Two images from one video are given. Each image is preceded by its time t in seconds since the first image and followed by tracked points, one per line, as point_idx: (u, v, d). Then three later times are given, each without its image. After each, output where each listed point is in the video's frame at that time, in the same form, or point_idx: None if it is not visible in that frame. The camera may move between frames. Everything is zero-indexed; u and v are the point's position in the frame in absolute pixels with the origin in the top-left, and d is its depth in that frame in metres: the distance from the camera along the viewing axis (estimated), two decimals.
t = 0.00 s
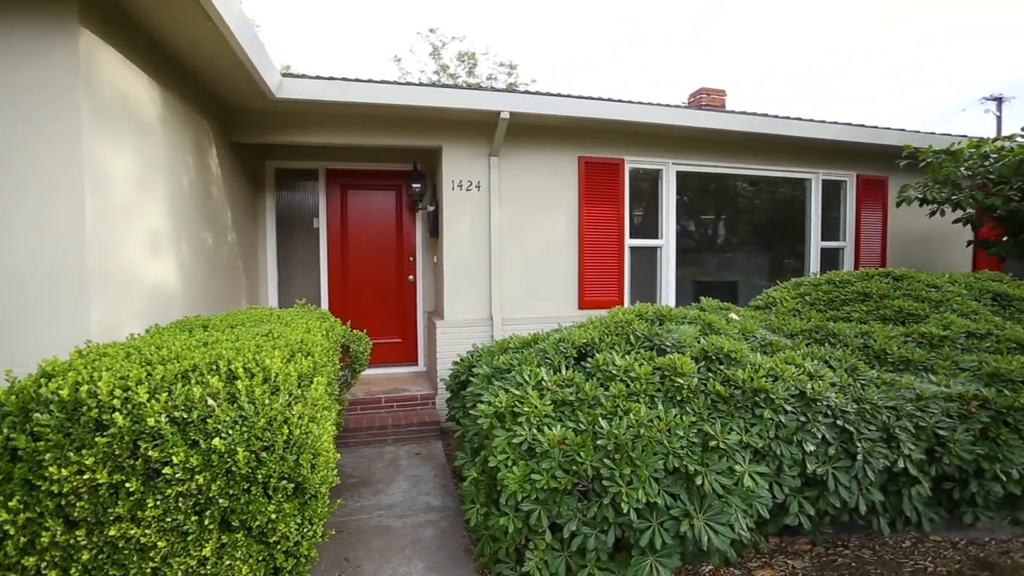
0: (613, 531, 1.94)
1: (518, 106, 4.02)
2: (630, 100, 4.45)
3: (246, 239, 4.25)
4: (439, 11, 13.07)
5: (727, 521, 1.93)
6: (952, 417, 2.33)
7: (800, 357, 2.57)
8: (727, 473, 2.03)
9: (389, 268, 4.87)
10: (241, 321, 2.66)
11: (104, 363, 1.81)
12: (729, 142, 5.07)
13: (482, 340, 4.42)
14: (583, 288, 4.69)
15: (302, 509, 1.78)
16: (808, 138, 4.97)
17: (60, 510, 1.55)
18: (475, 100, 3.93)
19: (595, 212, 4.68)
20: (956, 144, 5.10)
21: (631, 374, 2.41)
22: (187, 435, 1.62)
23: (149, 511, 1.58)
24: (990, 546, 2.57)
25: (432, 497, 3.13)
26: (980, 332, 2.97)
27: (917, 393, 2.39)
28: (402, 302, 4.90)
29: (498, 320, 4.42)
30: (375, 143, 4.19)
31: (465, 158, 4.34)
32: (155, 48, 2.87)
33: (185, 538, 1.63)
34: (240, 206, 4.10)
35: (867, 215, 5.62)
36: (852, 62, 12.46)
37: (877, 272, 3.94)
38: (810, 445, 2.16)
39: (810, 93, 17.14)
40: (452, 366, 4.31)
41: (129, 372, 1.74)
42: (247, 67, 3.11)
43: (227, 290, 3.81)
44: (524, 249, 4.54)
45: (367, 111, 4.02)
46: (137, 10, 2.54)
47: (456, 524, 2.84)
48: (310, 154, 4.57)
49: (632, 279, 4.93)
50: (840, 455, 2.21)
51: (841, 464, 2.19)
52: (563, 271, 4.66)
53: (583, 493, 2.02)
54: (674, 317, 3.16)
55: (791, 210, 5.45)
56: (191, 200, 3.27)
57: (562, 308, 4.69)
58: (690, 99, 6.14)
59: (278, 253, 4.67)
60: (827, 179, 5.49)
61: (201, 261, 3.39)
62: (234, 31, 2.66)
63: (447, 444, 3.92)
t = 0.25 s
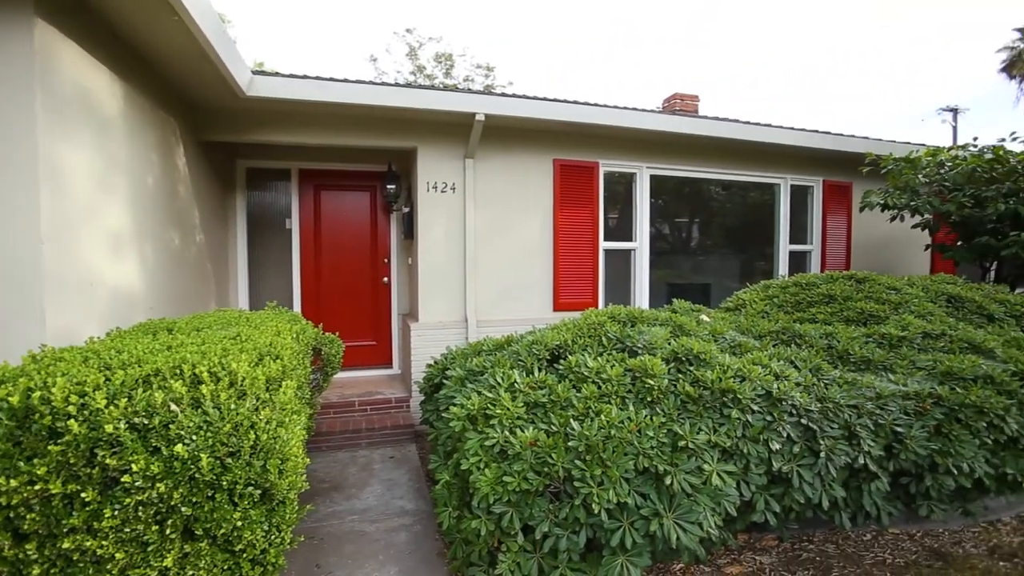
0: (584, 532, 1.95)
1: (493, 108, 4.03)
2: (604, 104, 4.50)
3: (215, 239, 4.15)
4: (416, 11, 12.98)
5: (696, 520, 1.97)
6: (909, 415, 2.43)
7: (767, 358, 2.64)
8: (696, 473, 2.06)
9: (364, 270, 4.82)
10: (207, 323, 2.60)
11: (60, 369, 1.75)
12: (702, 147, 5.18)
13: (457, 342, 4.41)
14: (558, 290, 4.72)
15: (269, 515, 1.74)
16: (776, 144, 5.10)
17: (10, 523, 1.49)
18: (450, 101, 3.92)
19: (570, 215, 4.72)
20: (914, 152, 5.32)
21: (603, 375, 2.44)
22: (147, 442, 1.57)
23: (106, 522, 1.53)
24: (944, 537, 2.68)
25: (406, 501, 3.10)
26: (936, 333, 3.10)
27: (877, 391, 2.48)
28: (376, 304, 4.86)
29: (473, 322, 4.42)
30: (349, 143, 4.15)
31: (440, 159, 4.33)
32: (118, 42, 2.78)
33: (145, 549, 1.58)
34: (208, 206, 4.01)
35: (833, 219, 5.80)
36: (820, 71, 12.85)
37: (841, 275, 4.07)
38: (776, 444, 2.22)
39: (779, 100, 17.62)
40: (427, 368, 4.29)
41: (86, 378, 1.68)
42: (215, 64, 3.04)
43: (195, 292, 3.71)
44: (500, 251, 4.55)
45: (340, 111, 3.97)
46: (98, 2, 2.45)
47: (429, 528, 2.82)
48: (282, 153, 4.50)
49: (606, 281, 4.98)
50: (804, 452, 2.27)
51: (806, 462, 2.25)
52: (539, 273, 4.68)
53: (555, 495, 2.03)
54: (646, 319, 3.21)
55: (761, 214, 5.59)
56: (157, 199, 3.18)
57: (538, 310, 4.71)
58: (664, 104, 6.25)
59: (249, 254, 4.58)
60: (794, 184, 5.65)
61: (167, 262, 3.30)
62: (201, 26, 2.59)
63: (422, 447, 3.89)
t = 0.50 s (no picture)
0: (555, 533, 1.96)
1: (467, 110, 4.03)
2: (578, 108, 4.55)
3: (181, 240, 4.04)
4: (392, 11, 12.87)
5: (665, 518, 1.99)
6: (869, 412, 2.52)
7: (734, 358, 2.71)
8: (665, 472, 2.10)
9: (336, 271, 4.75)
10: (171, 327, 2.52)
11: (10, 375, 1.68)
12: (673, 152, 5.27)
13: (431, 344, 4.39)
14: (533, 292, 4.74)
15: (234, 523, 1.68)
16: (745, 150, 5.24)
17: None
18: (423, 102, 3.91)
19: (544, 217, 4.75)
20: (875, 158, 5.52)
21: (574, 377, 2.46)
22: (103, 450, 1.50)
23: (58, 535, 1.47)
24: (902, 529, 2.79)
25: (378, 506, 3.07)
26: (894, 333, 3.23)
27: (839, 390, 2.56)
28: (349, 306, 4.80)
29: (447, 324, 4.40)
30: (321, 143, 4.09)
31: (414, 161, 4.30)
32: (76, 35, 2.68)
33: (100, 561, 1.51)
34: (174, 206, 3.90)
35: (799, 223, 5.98)
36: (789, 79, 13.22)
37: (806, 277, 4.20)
38: (742, 442, 2.27)
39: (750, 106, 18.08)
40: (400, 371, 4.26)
41: (38, 384, 1.61)
42: (180, 59, 2.96)
43: (159, 295, 3.60)
44: (474, 253, 4.55)
45: (312, 110, 3.91)
46: None
47: (402, 533, 2.80)
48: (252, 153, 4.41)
49: (581, 283, 5.02)
50: (770, 450, 2.33)
51: (771, 459, 2.31)
52: (513, 275, 4.69)
53: (526, 496, 2.04)
54: (617, 321, 3.25)
55: (731, 217, 5.72)
56: (118, 198, 3.08)
57: (513, 312, 4.72)
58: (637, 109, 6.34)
59: (217, 255, 4.47)
60: (763, 189, 5.80)
61: (129, 263, 3.19)
62: (165, 20, 2.51)
63: (395, 450, 3.85)
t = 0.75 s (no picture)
0: (527, 534, 1.96)
1: (440, 111, 4.02)
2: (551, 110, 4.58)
3: (144, 241, 3.91)
4: (366, 10, 12.77)
5: (635, 517, 2.01)
6: (831, 409, 2.60)
7: (703, 358, 2.76)
8: (635, 471, 2.12)
9: (307, 273, 4.68)
10: (131, 330, 2.44)
11: None
12: (646, 155, 5.35)
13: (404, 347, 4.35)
14: (508, 294, 4.74)
15: (196, 532, 1.60)
16: (715, 154, 5.35)
17: None
18: (396, 103, 3.87)
19: (518, 219, 4.76)
20: (839, 164, 5.71)
21: (545, 378, 2.48)
22: (54, 460, 1.44)
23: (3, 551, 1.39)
24: (863, 521, 2.89)
25: (350, 510, 3.02)
26: (855, 332, 3.34)
27: (803, 388, 2.64)
28: (321, 308, 4.72)
29: (421, 326, 4.37)
30: (291, 143, 4.02)
31: (387, 161, 4.26)
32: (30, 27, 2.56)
33: None
34: (136, 206, 3.77)
35: (768, 225, 6.14)
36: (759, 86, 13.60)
37: (773, 278, 4.31)
38: (710, 440, 2.32)
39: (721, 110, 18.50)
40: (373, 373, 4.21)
41: None
42: (142, 53, 2.86)
43: (120, 298, 3.48)
44: (448, 255, 4.53)
45: (281, 108, 3.84)
46: None
47: (374, 537, 2.77)
48: (220, 151, 4.30)
49: (555, 285, 5.05)
50: (737, 448, 2.38)
51: (738, 456, 2.36)
52: (488, 276, 4.70)
53: (498, 498, 2.04)
54: (588, 322, 3.27)
55: (702, 220, 5.83)
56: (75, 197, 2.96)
57: (487, 313, 4.72)
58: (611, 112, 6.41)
59: (183, 257, 4.34)
60: (733, 192, 5.94)
61: (87, 264, 3.08)
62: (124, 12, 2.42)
63: (368, 454, 3.81)
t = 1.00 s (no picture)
0: (500, 534, 1.96)
1: (414, 112, 4.00)
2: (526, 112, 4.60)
3: (105, 242, 3.78)
4: (340, 8, 12.65)
5: (607, 515, 2.03)
6: (797, 406, 2.67)
7: (674, 358, 2.81)
8: (607, 470, 2.15)
9: (278, 274, 4.59)
10: (90, 334, 2.36)
11: None
12: (620, 157, 5.42)
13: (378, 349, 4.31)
14: (484, 294, 4.74)
15: (158, 540, 1.52)
16: (686, 157, 5.45)
17: None
18: (369, 102, 3.84)
19: (493, 220, 4.77)
20: (805, 168, 5.89)
21: (518, 379, 2.49)
22: (2, 470, 1.38)
23: None
24: (828, 514, 2.98)
25: (322, 516, 2.97)
26: (820, 331, 3.44)
27: (770, 385, 2.71)
28: (293, 310, 4.64)
29: (395, 328, 4.33)
30: (261, 142, 3.95)
31: (359, 162, 4.22)
32: None
33: None
34: (97, 206, 3.65)
35: (738, 227, 6.28)
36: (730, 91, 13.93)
37: (743, 279, 4.41)
38: (680, 438, 2.36)
39: (695, 114, 18.86)
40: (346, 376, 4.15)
41: None
42: (102, 47, 2.76)
43: (78, 300, 3.35)
44: (423, 256, 4.51)
45: (250, 106, 3.76)
46: None
47: (346, 541, 2.73)
48: (186, 150, 4.19)
49: (530, 286, 5.07)
50: (707, 445, 2.42)
51: (708, 454, 2.41)
52: (463, 277, 4.69)
53: (470, 499, 2.03)
54: (561, 322, 3.30)
55: (675, 221, 5.93)
56: (29, 196, 2.83)
57: (462, 314, 4.71)
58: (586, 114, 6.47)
59: (147, 258, 4.21)
60: (704, 194, 6.06)
61: (42, 265, 2.96)
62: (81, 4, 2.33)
63: (340, 458, 3.75)
